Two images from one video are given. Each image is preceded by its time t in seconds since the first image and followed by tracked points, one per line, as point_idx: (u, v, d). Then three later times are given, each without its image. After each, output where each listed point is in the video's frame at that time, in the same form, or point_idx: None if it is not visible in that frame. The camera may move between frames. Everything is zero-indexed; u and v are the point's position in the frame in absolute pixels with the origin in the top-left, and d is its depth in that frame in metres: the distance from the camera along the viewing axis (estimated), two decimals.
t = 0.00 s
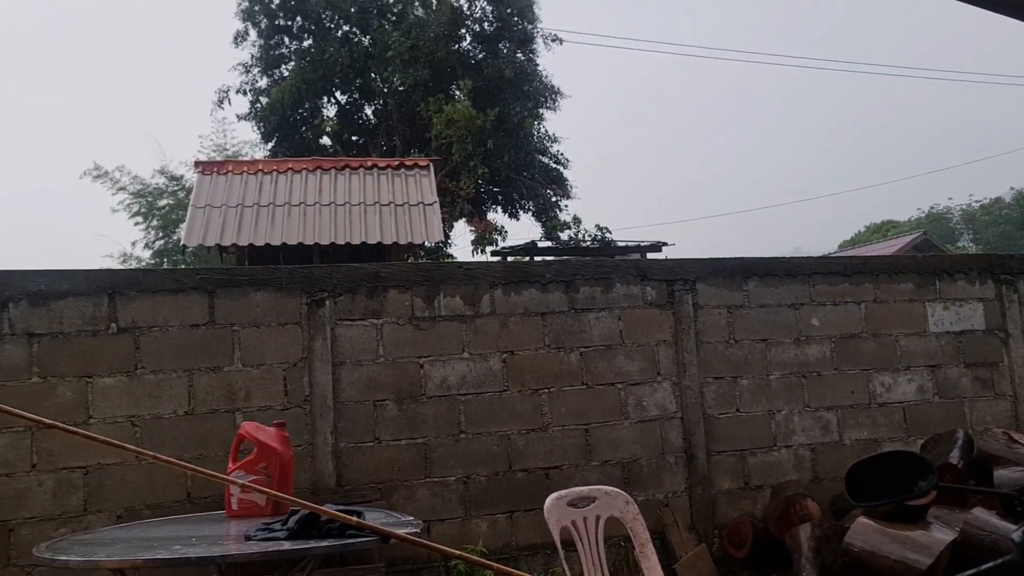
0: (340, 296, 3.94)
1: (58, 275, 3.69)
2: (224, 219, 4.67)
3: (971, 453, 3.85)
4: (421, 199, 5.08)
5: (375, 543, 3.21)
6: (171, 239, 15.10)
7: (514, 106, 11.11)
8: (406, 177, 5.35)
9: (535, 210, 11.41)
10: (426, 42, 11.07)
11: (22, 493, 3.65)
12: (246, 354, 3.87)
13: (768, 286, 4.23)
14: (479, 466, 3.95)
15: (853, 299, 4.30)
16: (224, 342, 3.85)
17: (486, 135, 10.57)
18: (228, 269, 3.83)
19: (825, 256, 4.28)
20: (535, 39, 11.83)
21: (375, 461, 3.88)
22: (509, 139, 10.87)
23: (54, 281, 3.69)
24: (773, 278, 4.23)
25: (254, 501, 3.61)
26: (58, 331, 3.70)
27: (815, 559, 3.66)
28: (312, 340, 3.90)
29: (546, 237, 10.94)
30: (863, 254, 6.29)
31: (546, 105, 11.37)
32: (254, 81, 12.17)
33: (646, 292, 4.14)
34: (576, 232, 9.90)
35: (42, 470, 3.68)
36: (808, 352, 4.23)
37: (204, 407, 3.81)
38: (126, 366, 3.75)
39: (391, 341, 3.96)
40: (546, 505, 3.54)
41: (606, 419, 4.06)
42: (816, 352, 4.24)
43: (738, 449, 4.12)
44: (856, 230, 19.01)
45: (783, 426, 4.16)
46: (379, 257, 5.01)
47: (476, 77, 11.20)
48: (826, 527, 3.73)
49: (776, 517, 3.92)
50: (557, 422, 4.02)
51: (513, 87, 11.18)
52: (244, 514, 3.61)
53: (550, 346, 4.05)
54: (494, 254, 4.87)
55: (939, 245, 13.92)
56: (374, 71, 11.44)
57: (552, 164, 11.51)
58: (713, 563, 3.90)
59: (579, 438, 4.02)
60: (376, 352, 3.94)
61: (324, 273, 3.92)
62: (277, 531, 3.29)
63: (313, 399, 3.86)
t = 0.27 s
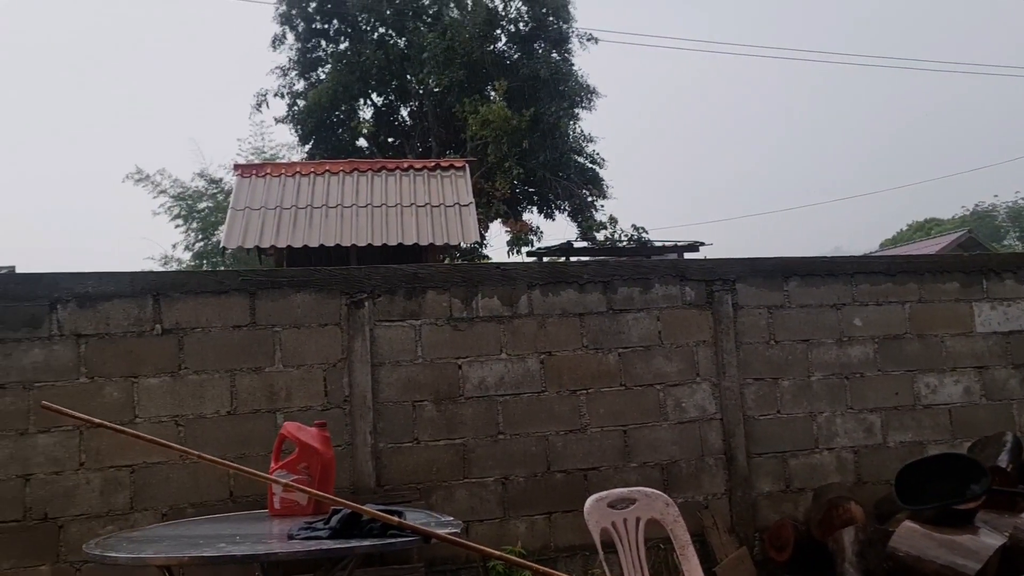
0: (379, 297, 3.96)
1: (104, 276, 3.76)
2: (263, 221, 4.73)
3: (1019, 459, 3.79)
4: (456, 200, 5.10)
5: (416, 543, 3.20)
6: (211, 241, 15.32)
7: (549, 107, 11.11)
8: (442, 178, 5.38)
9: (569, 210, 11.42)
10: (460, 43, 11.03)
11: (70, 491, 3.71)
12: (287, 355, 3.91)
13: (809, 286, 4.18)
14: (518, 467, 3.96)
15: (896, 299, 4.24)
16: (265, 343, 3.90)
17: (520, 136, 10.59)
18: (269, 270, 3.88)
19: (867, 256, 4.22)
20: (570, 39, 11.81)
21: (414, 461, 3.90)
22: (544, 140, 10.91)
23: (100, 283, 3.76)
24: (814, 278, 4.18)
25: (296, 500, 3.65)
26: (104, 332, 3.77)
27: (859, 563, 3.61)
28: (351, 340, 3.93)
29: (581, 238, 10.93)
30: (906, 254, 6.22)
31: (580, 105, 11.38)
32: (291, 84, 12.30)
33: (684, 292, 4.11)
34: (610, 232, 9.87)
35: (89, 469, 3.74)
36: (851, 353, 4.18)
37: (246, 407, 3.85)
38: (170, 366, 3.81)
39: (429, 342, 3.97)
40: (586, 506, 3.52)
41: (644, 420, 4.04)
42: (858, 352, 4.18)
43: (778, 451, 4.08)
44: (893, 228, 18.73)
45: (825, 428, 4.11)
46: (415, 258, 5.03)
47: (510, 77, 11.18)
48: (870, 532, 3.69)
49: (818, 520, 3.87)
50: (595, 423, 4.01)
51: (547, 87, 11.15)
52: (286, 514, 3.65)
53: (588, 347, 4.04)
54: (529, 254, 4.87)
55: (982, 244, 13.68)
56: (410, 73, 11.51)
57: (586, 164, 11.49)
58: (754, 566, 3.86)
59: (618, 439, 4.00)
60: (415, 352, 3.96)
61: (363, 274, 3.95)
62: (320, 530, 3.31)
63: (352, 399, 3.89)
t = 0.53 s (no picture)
0: (413, 299, 3.99)
1: (145, 279, 3.83)
2: (298, 224, 4.78)
3: None
4: (489, 201, 5.12)
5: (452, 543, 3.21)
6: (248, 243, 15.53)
7: (582, 107, 11.22)
8: (474, 180, 5.40)
9: (603, 210, 11.42)
10: (492, 44, 11.07)
11: (114, 490, 3.79)
12: (324, 357, 3.95)
13: (846, 287, 4.13)
14: (552, 468, 3.96)
15: (936, 299, 4.18)
16: (302, 345, 3.94)
17: (553, 136, 10.65)
18: (306, 273, 3.92)
19: (906, 256, 4.18)
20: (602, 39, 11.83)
21: (449, 462, 3.92)
22: (577, 140, 11.01)
23: (142, 286, 3.83)
24: (852, 278, 4.14)
25: (333, 501, 3.69)
26: (145, 334, 3.84)
27: (899, 567, 3.56)
28: (387, 342, 3.96)
29: (614, 238, 10.91)
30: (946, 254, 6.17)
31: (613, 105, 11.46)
32: (325, 87, 12.41)
33: (719, 293, 4.08)
34: (644, 232, 9.85)
35: (132, 468, 3.81)
36: (890, 354, 4.13)
37: (284, 408, 3.90)
38: (210, 368, 3.87)
39: (464, 343, 3.99)
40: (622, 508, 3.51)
41: (679, 422, 4.02)
42: (898, 354, 4.13)
43: (816, 453, 4.04)
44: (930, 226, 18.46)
45: (864, 431, 4.07)
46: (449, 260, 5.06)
47: (543, 78, 11.28)
48: (909, 535, 3.63)
49: (857, 523, 3.83)
50: (630, 424, 4.00)
51: (580, 88, 11.28)
52: (324, 514, 3.69)
53: (622, 348, 4.03)
54: (562, 255, 4.87)
55: None
56: (441, 75, 11.51)
57: (620, 163, 11.49)
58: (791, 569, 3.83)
59: (652, 440, 3.99)
60: (450, 354, 3.98)
61: (398, 276, 3.98)
62: (357, 530, 3.34)
63: (388, 400, 3.93)
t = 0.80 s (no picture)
0: (450, 301, 4.02)
1: (188, 283, 3.91)
2: (335, 227, 4.84)
3: None
4: (523, 203, 5.13)
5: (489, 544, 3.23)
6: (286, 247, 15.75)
7: (617, 108, 11.24)
8: (509, 182, 5.42)
9: (638, 211, 11.44)
10: (527, 47, 11.15)
11: (159, 490, 3.87)
12: (362, 358, 3.99)
13: (887, 287, 4.08)
14: (589, 470, 3.97)
15: (981, 299, 4.12)
16: (341, 347, 3.99)
17: (588, 137, 10.65)
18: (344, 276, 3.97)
19: (949, 255, 4.12)
20: (636, 40, 11.84)
21: (487, 464, 3.94)
22: (611, 141, 11.05)
23: (185, 289, 3.91)
24: (893, 278, 4.08)
25: (373, 501, 3.73)
26: (188, 337, 3.92)
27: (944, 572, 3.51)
28: (424, 344, 3.99)
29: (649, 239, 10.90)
30: (989, 254, 6.11)
31: (648, 105, 11.48)
32: (362, 91, 12.51)
33: (757, 294, 4.05)
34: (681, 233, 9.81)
35: (177, 468, 3.89)
36: (933, 355, 4.07)
37: (324, 409, 3.95)
38: (251, 370, 3.93)
39: (500, 345, 4.01)
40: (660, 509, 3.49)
41: (717, 423, 4.00)
42: (941, 355, 4.07)
43: (857, 455, 4.00)
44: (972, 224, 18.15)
45: (906, 433, 4.02)
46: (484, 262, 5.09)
47: (577, 78, 11.32)
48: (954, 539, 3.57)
49: (900, 527, 3.79)
50: (667, 426, 3.98)
51: (615, 89, 11.30)
52: (363, 514, 3.73)
53: (658, 350, 4.02)
54: (597, 256, 4.87)
55: None
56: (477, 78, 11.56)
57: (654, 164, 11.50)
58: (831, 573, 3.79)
59: (690, 442, 3.97)
60: (486, 355, 4.00)
61: (435, 278, 4.00)
62: (397, 531, 3.37)
63: (425, 401, 3.96)
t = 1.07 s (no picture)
0: (480, 303, 4.04)
1: (223, 286, 3.97)
2: (365, 230, 4.88)
3: None
4: (552, 205, 5.14)
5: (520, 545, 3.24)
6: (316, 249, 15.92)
7: (645, 109, 11.25)
8: (537, 183, 5.43)
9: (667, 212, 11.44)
10: (554, 48, 11.17)
11: (194, 490, 3.93)
12: (393, 360, 4.03)
13: (921, 287, 4.03)
14: (619, 471, 3.96)
15: (1018, 299, 4.07)
16: (372, 349, 4.03)
17: (617, 138, 10.64)
18: (375, 278, 4.00)
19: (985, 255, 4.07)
20: (665, 40, 11.83)
21: (517, 465, 3.96)
22: (640, 142, 11.07)
23: (219, 293, 3.97)
24: (927, 278, 4.04)
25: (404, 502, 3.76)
26: (222, 339, 3.98)
27: None
28: (454, 346, 4.02)
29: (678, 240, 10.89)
30: None
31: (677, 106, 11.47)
32: (390, 94, 12.60)
33: (788, 294, 4.02)
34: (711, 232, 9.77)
35: (212, 468, 3.95)
36: (969, 356, 4.02)
37: (355, 411, 3.99)
38: (284, 372, 3.99)
39: (530, 347, 4.02)
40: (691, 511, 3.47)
41: (748, 425, 3.97)
42: (977, 356, 4.02)
43: (891, 458, 3.95)
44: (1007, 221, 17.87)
45: (941, 435, 3.97)
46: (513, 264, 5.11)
47: (605, 79, 11.34)
48: (991, 543, 3.52)
49: (935, 530, 3.74)
50: (698, 428, 3.97)
51: (643, 89, 11.29)
52: (395, 515, 3.76)
53: (688, 351, 4.01)
54: (626, 258, 4.86)
55: None
56: (504, 80, 11.57)
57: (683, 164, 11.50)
58: None
59: (720, 444, 3.96)
60: (516, 357, 4.02)
61: (465, 281, 4.03)
62: (428, 531, 3.39)
63: (456, 403, 3.98)
